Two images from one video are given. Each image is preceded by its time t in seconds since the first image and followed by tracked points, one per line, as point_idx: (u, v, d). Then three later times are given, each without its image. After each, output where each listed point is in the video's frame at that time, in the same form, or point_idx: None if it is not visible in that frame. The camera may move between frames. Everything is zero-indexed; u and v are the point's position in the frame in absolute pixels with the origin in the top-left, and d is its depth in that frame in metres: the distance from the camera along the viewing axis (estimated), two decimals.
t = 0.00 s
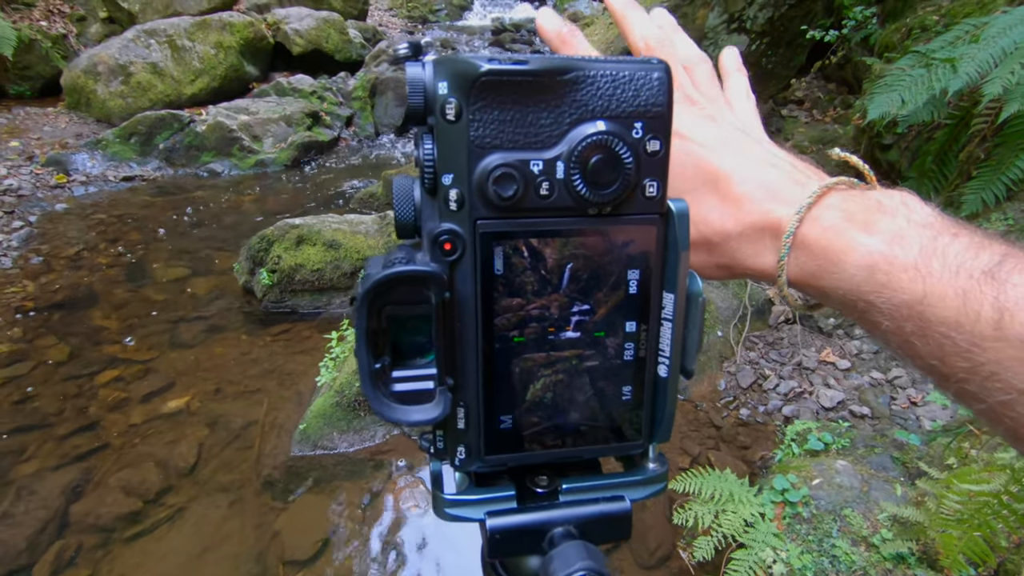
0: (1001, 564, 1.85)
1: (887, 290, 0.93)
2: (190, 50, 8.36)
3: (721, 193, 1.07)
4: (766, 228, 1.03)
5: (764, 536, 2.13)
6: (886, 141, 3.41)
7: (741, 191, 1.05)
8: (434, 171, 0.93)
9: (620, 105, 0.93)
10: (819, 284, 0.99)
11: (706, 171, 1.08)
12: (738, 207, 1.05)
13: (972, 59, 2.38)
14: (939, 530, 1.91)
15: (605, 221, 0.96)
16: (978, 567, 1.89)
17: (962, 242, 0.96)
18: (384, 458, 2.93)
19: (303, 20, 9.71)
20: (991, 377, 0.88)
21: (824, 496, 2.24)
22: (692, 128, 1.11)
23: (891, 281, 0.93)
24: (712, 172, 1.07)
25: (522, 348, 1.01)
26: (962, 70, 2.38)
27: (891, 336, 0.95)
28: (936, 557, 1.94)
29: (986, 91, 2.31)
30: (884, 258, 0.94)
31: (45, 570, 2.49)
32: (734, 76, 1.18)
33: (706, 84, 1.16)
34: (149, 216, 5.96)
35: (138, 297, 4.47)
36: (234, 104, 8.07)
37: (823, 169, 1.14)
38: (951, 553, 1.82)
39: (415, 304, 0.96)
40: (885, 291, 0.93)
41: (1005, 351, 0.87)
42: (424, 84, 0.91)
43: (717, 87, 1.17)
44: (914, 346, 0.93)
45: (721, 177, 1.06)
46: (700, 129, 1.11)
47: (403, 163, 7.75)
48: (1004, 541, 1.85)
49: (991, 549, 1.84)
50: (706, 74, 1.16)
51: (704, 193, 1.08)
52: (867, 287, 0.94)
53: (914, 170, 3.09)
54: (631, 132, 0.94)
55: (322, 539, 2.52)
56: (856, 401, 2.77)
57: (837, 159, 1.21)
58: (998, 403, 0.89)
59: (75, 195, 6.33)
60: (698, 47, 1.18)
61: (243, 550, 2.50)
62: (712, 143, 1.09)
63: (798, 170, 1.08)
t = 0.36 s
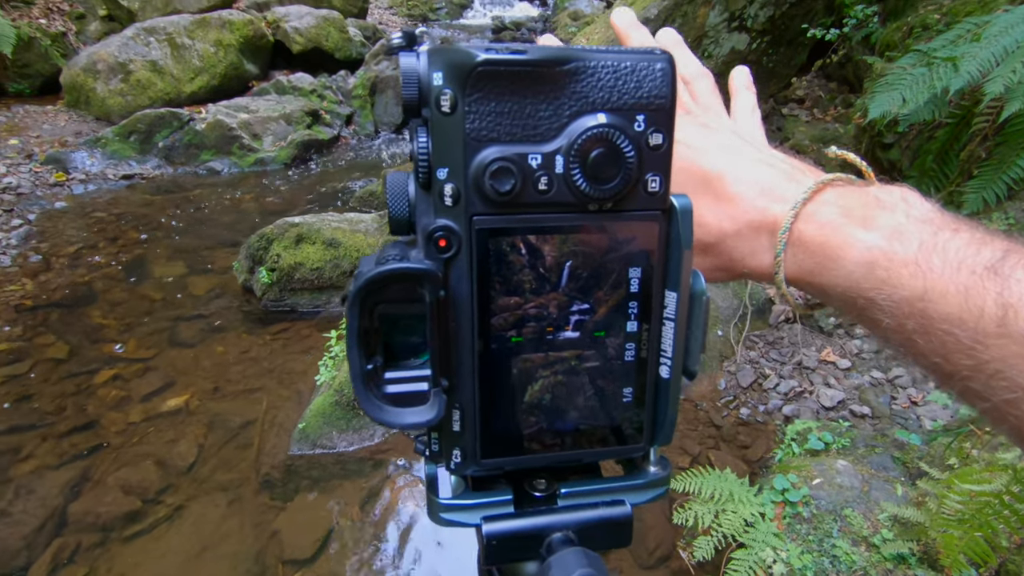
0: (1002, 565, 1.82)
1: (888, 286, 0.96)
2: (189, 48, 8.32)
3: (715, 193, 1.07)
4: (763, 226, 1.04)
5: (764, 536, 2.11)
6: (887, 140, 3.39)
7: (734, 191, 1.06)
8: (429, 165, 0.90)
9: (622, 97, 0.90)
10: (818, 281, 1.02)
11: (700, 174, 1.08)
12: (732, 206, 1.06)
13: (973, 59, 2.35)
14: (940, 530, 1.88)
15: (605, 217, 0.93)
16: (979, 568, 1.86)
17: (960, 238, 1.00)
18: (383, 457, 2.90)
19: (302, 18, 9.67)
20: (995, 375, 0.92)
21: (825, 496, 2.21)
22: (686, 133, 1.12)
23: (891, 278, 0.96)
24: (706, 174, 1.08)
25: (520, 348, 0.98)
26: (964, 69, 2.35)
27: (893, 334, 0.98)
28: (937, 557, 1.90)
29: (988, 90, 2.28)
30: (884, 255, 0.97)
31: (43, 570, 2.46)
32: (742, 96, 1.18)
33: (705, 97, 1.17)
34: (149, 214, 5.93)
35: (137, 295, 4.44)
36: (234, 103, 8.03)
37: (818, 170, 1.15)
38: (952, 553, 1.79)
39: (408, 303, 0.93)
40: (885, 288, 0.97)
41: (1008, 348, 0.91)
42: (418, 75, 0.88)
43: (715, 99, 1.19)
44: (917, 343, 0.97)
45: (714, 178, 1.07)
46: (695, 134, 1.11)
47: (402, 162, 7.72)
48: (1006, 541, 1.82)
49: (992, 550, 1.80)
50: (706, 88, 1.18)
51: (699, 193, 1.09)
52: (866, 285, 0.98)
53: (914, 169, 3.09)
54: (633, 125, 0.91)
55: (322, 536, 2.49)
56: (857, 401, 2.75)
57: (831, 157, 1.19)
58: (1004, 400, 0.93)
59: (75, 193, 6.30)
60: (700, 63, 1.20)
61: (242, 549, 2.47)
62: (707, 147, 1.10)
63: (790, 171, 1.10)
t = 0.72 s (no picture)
0: (996, 559, 1.84)
1: (895, 301, 0.89)
2: (184, 45, 8.27)
3: (722, 202, 0.99)
4: (768, 235, 0.96)
5: (758, 532, 2.10)
6: (883, 137, 3.37)
7: (743, 200, 0.98)
8: (411, 151, 0.89)
9: (606, 82, 0.89)
10: (823, 295, 0.95)
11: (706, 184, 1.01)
12: (740, 215, 0.98)
13: (967, 55, 2.37)
14: (934, 525, 1.87)
15: (590, 203, 0.92)
16: (973, 564, 1.88)
17: (971, 255, 0.93)
18: (380, 455, 2.89)
19: (298, 15, 9.62)
20: (1005, 394, 0.85)
21: (820, 492, 2.20)
22: (693, 143, 1.05)
23: (899, 294, 0.89)
24: (713, 182, 1.00)
25: (506, 336, 0.97)
26: (958, 66, 2.36)
27: (900, 349, 0.92)
28: (931, 552, 1.91)
29: (982, 87, 2.27)
30: (891, 270, 0.90)
31: (38, 569, 2.45)
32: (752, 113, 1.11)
33: (716, 108, 1.10)
34: (143, 212, 5.89)
35: (131, 294, 4.41)
36: (229, 100, 7.99)
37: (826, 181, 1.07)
38: (947, 547, 1.81)
39: (390, 291, 0.91)
40: (893, 303, 0.90)
41: (1018, 367, 0.84)
42: (400, 59, 0.87)
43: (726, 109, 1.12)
44: (925, 359, 0.90)
45: (722, 187, 0.99)
46: (702, 144, 1.05)
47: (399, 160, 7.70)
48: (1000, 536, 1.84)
49: (986, 544, 1.81)
50: (718, 98, 1.11)
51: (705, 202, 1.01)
52: (873, 299, 0.91)
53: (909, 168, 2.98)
54: (617, 110, 0.90)
55: (319, 534, 2.49)
56: (852, 398, 2.73)
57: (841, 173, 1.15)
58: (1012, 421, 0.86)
59: (69, 191, 6.26)
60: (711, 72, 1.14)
61: (238, 548, 2.46)
62: (715, 155, 1.02)
63: (802, 181, 1.02)
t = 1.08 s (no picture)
0: (984, 552, 1.84)
1: (940, 321, 0.86)
2: (177, 44, 8.25)
3: (787, 196, 0.93)
4: (825, 246, 0.92)
5: (751, 527, 2.12)
6: (875, 135, 3.41)
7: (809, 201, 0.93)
8: (381, 144, 0.91)
9: (572, 76, 0.91)
10: (868, 311, 0.91)
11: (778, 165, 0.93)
12: (800, 215, 0.93)
13: (958, 54, 2.37)
14: (923, 518, 1.90)
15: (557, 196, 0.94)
16: (961, 556, 1.89)
17: (1019, 283, 0.89)
18: (374, 453, 2.91)
19: (292, 14, 9.60)
20: None
21: (812, 488, 2.23)
22: (775, 110, 0.95)
23: (947, 315, 0.86)
24: (787, 169, 0.93)
25: (477, 327, 0.99)
26: (949, 65, 2.37)
27: (939, 368, 0.88)
28: (920, 546, 1.93)
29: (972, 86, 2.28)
30: (939, 290, 0.87)
31: (31, 569, 2.45)
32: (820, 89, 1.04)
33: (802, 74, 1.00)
34: (136, 211, 5.88)
35: (124, 294, 4.41)
36: (223, 99, 7.97)
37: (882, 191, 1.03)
38: (935, 539, 1.83)
39: (362, 281, 0.93)
40: (941, 323, 0.86)
41: None
42: (368, 54, 0.89)
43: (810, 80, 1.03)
44: (964, 378, 0.87)
45: (794, 178, 0.93)
46: (784, 114, 0.95)
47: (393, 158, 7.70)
48: (986, 528, 1.86)
49: (973, 536, 1.84)
50: (802, 66, 1.01)
51: (769, 189, 0.94)
52: (919, 317, 0.87)
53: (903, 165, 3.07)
54: (583, 104, 0.92)
55: (312, 533, 2.50)
56: (844, 394, 2.76)
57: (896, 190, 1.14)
58: None
59: (61, 190, 6.25)
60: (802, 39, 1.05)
61: (232, 546, 2.47)
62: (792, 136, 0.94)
63: (865, 185, 0.98)
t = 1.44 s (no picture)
0: (976, 549, 1.90)
1: (915, 321, 0.88)
2: (173, 44, 8.26)
3: (760, 195, 0.96)
4: (798, 241, 0.95)
5: (748, 526, 2.17)
6: (871, 135, 3.46)
7: (782, 198, 0.96)
8: (386, 157, 0.94)
9: (569, 91, 0.95)
10: (843, 308, 0.94)
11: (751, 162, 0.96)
12: (774, 213, 0.96)
13: (952, 55, 2.43)
14: (917, 516, 1.94)
15: (555, 206, 0.98)
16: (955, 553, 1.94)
17: (991, 282, 0.91)
18: (373, 454, 2.94)
19: (289, 14, 9.62)
20: (1017, 418, 0.84)
21: (808, 486, 2.28)
22: (747, 110, 0.98)
23: (921, 313, 0.88)
24: (760, 167, 0.96)
25: (479, 331, 1.03)
26: (944, 65, 2.42)
27: (914, 367, 0.90)
28: (915, 544, 1.97)
29: (967, 86, 2.33)
30: (913, 288, 0.89)
31: (31, 570, 2.48)
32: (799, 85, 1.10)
33: (774, 76, 1.04)
34: (133, 212, 5.90)
35: (121, 295, 4.43)
36: (219, 99, 7.99)
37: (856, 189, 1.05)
38: (929, 537, 1.87)
39: (367, 288, 0.97)
40: (915, 320, 0.88)
41: None
42: (374, 71, 0.93)
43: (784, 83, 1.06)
44: (939, 379, 0.88)
45: (766, 176, 0.96)
46: (756, 115, 0.98)
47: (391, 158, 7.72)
48: (979, 525, 1.91)
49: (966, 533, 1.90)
50: (775, 67, 1.05)
51: (742, 188, 0.97)
52: (893, 315, 0.89)
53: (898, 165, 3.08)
54: (580, 118, 0.96)
55: (314, 534, 2.53)
56: (841, 393, 2.81)
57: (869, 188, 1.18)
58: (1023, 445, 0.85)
59: (57, 191, 6.26)
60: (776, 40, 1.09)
61: (231, 548, 2.50)
62: (765, 133, 0.97)
63: (838, 182, 1.01)
